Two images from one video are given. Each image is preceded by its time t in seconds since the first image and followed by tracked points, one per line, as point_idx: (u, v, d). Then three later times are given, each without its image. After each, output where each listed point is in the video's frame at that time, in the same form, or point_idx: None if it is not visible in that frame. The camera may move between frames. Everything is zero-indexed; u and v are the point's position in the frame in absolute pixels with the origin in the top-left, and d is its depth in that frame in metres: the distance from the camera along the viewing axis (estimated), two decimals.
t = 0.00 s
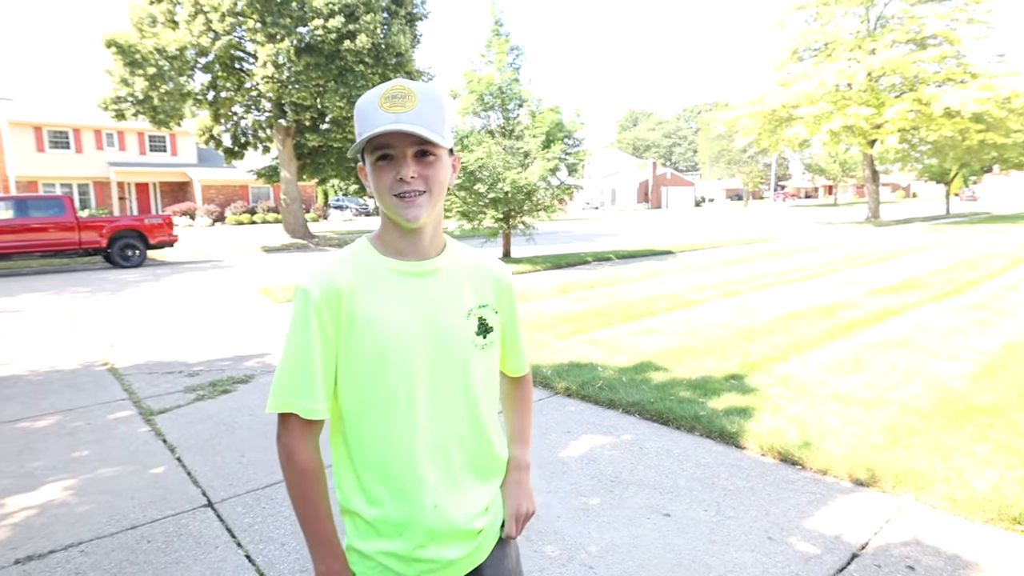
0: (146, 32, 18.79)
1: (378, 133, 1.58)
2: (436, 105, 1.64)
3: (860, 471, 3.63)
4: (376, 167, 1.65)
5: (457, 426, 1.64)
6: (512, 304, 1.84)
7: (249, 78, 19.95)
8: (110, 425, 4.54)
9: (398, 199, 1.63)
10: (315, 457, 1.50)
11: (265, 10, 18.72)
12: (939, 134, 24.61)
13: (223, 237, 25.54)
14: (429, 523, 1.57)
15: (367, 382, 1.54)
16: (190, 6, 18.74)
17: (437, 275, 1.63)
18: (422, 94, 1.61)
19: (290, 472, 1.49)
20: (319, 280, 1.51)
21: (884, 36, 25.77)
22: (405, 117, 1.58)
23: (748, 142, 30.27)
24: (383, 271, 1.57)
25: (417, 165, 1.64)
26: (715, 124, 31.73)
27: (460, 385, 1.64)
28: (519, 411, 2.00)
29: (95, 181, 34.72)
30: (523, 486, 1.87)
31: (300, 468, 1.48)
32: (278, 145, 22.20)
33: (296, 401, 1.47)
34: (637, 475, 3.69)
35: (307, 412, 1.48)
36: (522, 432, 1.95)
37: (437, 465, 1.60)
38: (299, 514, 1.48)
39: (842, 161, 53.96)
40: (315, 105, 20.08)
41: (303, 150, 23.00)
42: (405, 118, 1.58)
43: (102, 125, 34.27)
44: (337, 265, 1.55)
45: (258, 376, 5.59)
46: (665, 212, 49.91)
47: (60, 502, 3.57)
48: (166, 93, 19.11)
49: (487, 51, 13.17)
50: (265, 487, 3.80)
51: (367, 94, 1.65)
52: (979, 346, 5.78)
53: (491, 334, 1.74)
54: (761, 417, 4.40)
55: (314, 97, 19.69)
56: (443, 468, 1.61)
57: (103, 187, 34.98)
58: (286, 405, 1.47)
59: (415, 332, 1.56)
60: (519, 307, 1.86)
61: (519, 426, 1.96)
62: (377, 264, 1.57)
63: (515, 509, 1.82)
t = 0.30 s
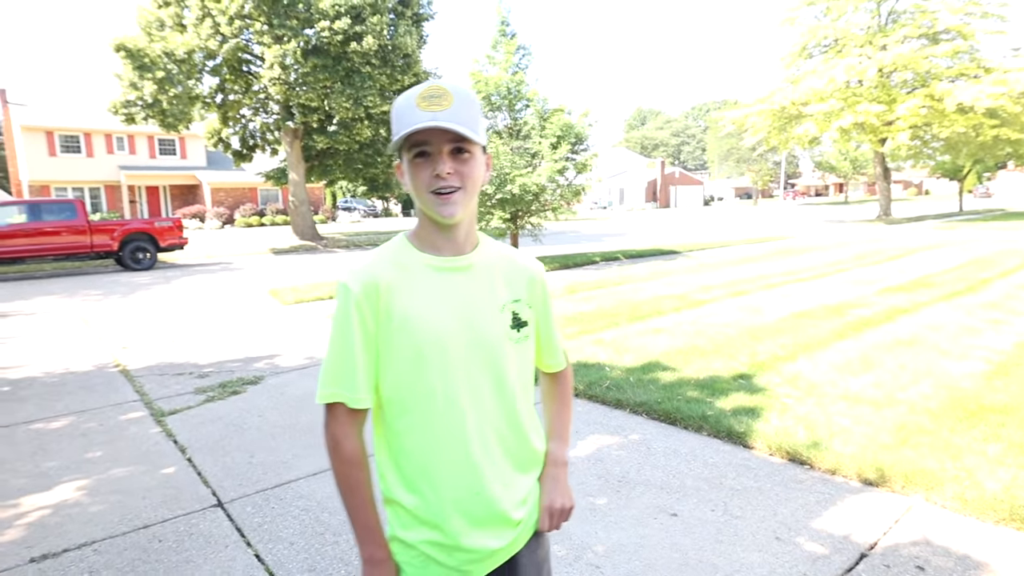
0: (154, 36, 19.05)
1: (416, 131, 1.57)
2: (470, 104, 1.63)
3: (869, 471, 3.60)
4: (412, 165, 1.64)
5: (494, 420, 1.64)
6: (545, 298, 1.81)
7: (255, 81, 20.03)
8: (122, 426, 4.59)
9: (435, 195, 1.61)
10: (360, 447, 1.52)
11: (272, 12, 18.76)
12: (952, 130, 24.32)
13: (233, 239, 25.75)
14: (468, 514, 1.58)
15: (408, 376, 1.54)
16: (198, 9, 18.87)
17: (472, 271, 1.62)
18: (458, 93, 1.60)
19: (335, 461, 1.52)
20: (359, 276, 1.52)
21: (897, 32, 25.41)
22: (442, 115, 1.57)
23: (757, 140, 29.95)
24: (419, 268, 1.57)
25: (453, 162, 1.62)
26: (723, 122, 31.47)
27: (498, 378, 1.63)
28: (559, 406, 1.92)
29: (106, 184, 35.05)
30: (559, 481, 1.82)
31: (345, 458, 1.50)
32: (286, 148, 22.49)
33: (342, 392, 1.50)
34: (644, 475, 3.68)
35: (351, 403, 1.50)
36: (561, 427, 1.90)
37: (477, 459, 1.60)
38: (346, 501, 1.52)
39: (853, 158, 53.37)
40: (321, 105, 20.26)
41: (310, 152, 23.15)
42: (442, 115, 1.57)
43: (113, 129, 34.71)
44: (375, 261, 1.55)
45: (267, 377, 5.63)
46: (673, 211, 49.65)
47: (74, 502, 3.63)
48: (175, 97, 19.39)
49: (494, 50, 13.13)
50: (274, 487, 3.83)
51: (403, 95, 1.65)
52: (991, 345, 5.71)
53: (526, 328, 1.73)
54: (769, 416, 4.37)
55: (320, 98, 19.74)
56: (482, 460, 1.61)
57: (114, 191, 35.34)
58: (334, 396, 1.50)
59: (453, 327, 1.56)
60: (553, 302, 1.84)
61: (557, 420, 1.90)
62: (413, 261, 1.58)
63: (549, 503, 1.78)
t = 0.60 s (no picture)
0: (167, 43, 19.38)
1: (444, 131, 1.51)
2: (500, 107, 1.58)
3: (882, 474, 3.52)
4: (438, 165, 1.57)
5: (520, 420, 1.55)
6: (567, 298, 1.74)
7: (266, 85, 20.28)
8: (134, 427, 4.64)
9: (459, 195, 1.54)
10: (392, 451, 1.44)
11: (281, 17, 19.00)
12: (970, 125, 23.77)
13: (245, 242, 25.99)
14: (496, 516, 1.50)
15: (436, 377, 1.46)
16: (210, 15, 19.14)
17: (498, 271, 1.56)
18: (489, 96, 1.55)
19: (367, 465, 1.43)
20: (387, 276, 1.45)
21: (910, 27, 24.94)
22: (471, 116, 1.52)
23: (768, 138, 29.65)
24: (446, 270, 1.50)
25: (480, 163, 1.56)
26: (732, 121, 31.13)
27: (525, 378, 1.56)
28: (577, 408, 1.84)
29: (120, 189, 35.48)
30: (583, 483, 1.73)
31: (379, 462, 1.42)
32: (296, 150, 22.74)
33: (376, 395, 1.42)
34: (653, 477, 3.64)
35: (382, 406, 1.42)
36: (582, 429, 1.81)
37: (504, 460, 1.52)
38: (377, 506, 1.43)
39: (866, 155, 52.74)
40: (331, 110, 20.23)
41: (320, 154, 23.32)
42: (472, 116, 1.52)
43: (127, 134, 35.20)
44: (402, 261, 1.49)
45: (276, 379, 5.67)
46: (684, 210, 49.40)
47: (86, 502, 3.67)
48: (187, 101, 19.57)
49: (500, 52, 13.07)
50: (282, 488, 3.85)
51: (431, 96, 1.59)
52: (1010, 345, 5.57)
53: (550, 329, 1.65)
54: (780, 418, 4.30)
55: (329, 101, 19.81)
56: (511, 463, 1.53)
57: (128, 196, 35.83)
58: (367, 398, 1.41)
59: (481, 326, 1.48)
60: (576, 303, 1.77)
61: (578, 423, 1.81)
62: (440, 261, 1.51)
63: (574, 505, 1.71)
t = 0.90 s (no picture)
0: (191, 51, 19.71)
1: (443, 136, 1.48)
2: (500, 115, 1.55)
3: (909, 487, 3.39)
4: (435, 172, 1.54)
5: (513, 431, 1.51)
6: (563, 306, 1.69)
7: (285, 90, 20.69)
8: (151, 426, 4.72)
9: (455, 202, 1.51)
10: (383, 462, 1.41)
11: (300, 26, 19.49)
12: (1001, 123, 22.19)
13: (265, 244, 26.40)
14: (488, 530, 1.46)
15: (429, 387, 1.43)
16: (232, 24, 19.52)
17: (493, 278, 1.52)
18: (489, 103, 1.52)
19: (357, 476, 1.40)
20: (379, 283, 1.42)
21: (933, 23, 23.58)
22: (471, 124, 1.49)
23: (786, 138, 28.82)
24: (440, 276, 1.46)
25: (477, 171, 1.52)
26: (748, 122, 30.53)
27: (519, 389, 1.52)
28: (576, 420, 1.79)
29: (146, 193, 36.48)
30: (580, 499, 1.68)
31: (370, 474, 1.39)
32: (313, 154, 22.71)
33: (369, 404, 1.39)
34: (665, 485, 3.56)
35: (373, 417, 1.39)
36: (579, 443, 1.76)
37: (495, 472, 1.48)
38: (368, 522, 1.40)
39: (890, 154, 51.34)
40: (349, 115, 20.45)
41: (337, 158, 23.48)
42: (472, 124, 1.49)
43: (152, 140, 36.01)
44: (396, 269, 1.45)
45: (290, 379, 5.72)
46: (701, 211, 48.49)
47: (103, 500, 3.74)
48: (209, 107, 19.95)
49: (512, 55, 13.04)
50: (293, 490, 3.87)
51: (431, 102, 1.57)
52: None
53: (545, 338, 1.61)
54: (799, 426, 4.19)
55: (346, 106, 20.09)
56: (504, 476, 1.49)
57: (153, 199, 36.71)
58: (359, 409, 1.38)
59: (475, 336, 1.45)
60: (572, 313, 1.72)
61: (575, 436, 1.76)
62: (433, 268, 1.47)
63: (565, 522, 1.64)
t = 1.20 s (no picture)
0: (229, 54, 20.63)
1: (419, 139, 1.46)
2: (478, 119, 1.53)
3: (943, 504, 3.22)
4: (410, 174, 1.52)
5: (483, 438, 1.49)
6: (542, 310, 1.66)
7: (317, 91, 20.70)
8: (183, 418, 4.86)
9: (430, 205, 1.49)
10: (349, 467, 1.42)
11: (334, 28, 19.86)
12: None
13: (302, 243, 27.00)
14: (454, 536, 1.46)
15: (395, 391, 1.42)
16: (268, 28, 20.12)
17: (466, 283, 1.50)
18: (468, 107, 1.50)
19: (323, 479, 1.41)
20: (348, 288, 1.42)
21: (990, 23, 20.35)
22: (448, 127, 1.47)
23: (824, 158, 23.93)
24: (412, 280, 1.45)
25: (453, 175, 1.50)
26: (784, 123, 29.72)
27: (490, 396, 1.50)
28: (555, 426, 1.75)
29: (185, 192, 37.94)
30: (551, 505, 1.62)
31: (334, 479, 1.40)
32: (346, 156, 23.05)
33: (332, 410, 1.39)
34: (686, 492, 3.47)
35: (338, 422, 1.39)
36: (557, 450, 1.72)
37: (462, 478, 1.47)
38: (333, 527, 1.41)
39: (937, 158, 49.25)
40: (382, 119, 20.81)
41: (369, 159, 23.74)
42: (449, 127, 1.47)
43: (192, 141, 37.46)
44: (365, 272, 1.45)
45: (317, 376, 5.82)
46: (738, 214, 47.05)
47: (137, 488, 3.86)
48: (246, 109, 20.79)
49: (543, 55, 13.02)
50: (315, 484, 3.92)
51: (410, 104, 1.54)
52: None
53: (520, 342, 1.58)
54: (827, 437, 4.02)
55: (379, 109, 20.36)
56: (472, 483, 1.48)
57: (192, 198, 38.07)
58: (322, 413, 1.39)
59: (444, 341, 1.43)
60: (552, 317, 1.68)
61: (553, 443, 1.72)
62: (404, 273, 1.46)
63: (528, 526, 1.58)
